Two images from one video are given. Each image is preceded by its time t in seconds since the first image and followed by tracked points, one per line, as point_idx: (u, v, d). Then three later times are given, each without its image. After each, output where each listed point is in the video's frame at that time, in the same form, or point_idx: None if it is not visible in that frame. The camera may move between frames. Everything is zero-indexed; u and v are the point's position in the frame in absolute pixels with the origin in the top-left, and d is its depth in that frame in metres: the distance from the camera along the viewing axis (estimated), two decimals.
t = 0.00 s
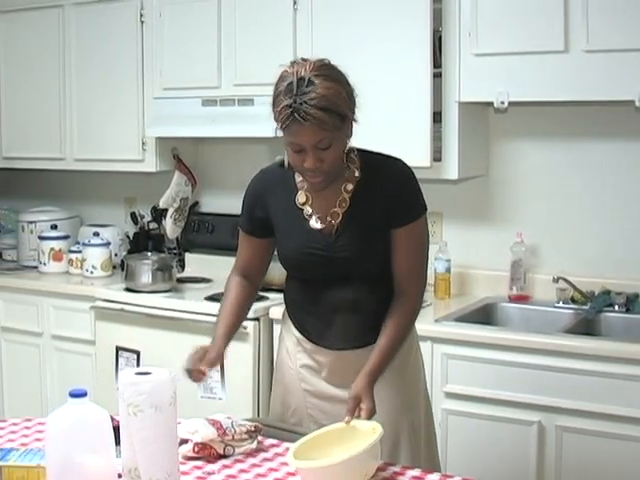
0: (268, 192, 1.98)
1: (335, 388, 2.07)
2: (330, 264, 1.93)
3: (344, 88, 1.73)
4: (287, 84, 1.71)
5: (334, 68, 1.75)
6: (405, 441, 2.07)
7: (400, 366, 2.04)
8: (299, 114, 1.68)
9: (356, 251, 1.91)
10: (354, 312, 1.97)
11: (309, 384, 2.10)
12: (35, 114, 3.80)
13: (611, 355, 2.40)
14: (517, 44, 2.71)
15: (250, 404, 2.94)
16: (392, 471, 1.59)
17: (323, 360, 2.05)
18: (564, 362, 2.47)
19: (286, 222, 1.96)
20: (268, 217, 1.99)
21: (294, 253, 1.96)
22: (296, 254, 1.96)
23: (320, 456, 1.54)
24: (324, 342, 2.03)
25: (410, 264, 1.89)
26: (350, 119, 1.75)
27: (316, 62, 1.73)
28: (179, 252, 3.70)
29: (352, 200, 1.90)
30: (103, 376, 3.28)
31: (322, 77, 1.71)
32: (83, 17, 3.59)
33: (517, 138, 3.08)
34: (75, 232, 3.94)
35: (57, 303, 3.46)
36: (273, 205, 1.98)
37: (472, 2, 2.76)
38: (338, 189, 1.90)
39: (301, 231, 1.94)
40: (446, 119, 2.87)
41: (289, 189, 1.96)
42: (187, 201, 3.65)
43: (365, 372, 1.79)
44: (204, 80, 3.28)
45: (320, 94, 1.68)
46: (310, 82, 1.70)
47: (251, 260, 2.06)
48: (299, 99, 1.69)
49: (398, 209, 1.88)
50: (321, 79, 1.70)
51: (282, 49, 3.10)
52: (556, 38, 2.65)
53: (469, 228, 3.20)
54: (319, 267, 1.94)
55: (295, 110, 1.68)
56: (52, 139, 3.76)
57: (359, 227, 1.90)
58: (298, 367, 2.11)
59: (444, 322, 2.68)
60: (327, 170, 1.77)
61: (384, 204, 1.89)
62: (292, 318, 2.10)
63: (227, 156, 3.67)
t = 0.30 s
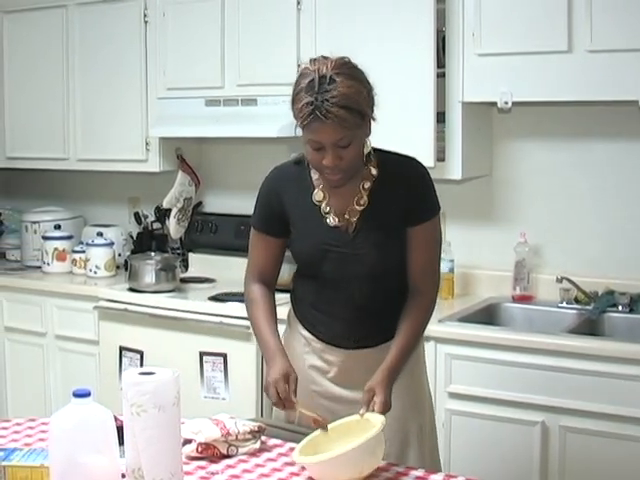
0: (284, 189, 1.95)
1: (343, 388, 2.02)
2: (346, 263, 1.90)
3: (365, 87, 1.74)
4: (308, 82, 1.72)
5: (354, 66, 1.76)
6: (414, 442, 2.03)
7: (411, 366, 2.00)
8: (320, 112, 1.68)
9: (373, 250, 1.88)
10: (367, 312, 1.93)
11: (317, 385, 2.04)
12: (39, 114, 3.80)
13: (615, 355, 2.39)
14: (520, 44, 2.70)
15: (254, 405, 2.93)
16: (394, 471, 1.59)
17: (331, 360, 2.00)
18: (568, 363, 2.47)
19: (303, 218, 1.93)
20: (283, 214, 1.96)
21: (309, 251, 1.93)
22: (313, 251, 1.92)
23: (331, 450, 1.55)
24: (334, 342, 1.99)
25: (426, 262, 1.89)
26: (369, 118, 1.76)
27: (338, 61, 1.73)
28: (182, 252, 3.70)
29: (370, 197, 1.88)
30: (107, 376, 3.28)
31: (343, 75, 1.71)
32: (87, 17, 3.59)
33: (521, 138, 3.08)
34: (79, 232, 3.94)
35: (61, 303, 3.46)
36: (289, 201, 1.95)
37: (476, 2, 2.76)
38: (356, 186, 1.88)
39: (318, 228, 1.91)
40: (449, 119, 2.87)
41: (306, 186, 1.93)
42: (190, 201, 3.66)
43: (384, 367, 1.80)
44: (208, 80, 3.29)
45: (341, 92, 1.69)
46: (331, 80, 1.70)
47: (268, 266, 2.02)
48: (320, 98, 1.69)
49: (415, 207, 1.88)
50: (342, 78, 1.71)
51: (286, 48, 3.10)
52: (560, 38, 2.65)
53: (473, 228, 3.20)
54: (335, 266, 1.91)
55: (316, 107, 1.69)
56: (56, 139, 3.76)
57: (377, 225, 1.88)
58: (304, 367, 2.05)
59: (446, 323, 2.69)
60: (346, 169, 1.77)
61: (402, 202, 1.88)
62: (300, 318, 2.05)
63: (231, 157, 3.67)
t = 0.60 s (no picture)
0: (296, 188, 1.94)
1: (350, 389, 2.01)
2: (357, 263, 1.88)
3: (378, 88, 1.73)
4: (320, 82, 1.72)
5: (368, 66, 1.75)
6: (421, 444, 2.01)
7: (417, 367, 1.99)
8: (333, 112, 1.68)
9: (384, 251, 1.87)
10: (375, 312, 1.93)
11: (323, 385, 2.03)
12: (42, 115, 3.80)
13: (618, 355, 2.39)
14: (522, 45, 2.71)
15: (256, 405, 2.93)
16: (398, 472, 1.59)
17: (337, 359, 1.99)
18: (571, 363, 2.46)
19: (314, 218, 1.92)
20: (294, 213, 1.95)
21: (319, 251, 1.91)
22: (322, 252, 1.91)
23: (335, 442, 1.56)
24: (341, 342, 1.98)
25: (434, 261, 1.90)
26: (381, 119, 1.76)
27: (351, 61, 1.73)
28: (185, 253, 3.71)
29: (383, 198, 1.88)
30: (109, 377, 3.28)
31: (356, 75, 1.71)
32: (90, 17, 3.59)
33: (523, 138, 3.08)
34: (81, 232, 3.94)
35: (64, 304, 3.46)
36: (300, 200, 1.93)
37: (479, 3, 2.76)
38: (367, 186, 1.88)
39: (330, 227, 1.90)
40: (452, 120, 2.87)
41: (318, 185, 1.92)
42: (193, 201, 3.66)
43: (389, 365, 1.80)
44: (211, 81, 3.29)
45: (354, 93, 1.69)
46: (344, 80, 1.70)
47: (274, 268, 1.99)
48: (332, 98, 1.69)
49: (425, 208, 1.88)
50: (354, 78, 1.70)
51: (288, 50, 3.10)
52: (563, 39, 2.65)
53: (474, 229, 3.20)
54: (344, 266, 1.90)
55: (328, 108, 1.69)
56: (58, 140, 3.76)
57: (387, 226, 1.88)
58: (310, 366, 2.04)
59: (448, 323, 2.69)
60: (357, 169, 1.77)
61: (413, 202, 1.88)
62: (307, 317, 2.04)
63: (233, 157, 3.67)
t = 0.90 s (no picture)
0: (301, 186, 1.94)
1: (352, 388, 2.01)
2: (360, 262, 1.88)
3: (382, 88, 1.73)
4: (324, 81, 1.72)
5: (373, 66, 1.75)
6: (425, 444, 2.00)
7: (421, 367, 1.99)
8: (336, 112, 1.68)
9: (388, 250, 1.88)
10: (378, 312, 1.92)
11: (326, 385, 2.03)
12: (42, 115, 3.80)
13: (618, 356, 2.39)
14: (522, 45, 2.71)
15: (257, 405, 2.93)
16: (399, 473, 1.59)
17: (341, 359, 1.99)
18: (572, 363, 2.46)
19: (319, 216, 1.92)
20: (299, 212, 1.95)
21: (323, 249, 1.91)
22: (326, 250, 1.91)
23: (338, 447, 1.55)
24: (344, 341, 1.98)
25: (437, 260, 1.91)
26: (385, 119, 1.75)
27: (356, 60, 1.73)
28: (185, 253, 3.71)
29: (387, 197, 1.88)
30: (110, 377, 3.28)
31: (360, 75, 1.71)
32: (90, 17, 3.59)
33: (524, 139, 3.08)
34: (82, 233, 3.94)
35: (64, 304, 3.46)
36: (305, 199, 1.93)
37: (479, 3, 2.76)
38: (372, 186, 1.88)
39: (334, 225, 1.90)
40: (452, 121, 2.88)
41: (323, 184, 1.92)
42: (193, 201, 3.65)
43: (391, 365, 1.81)
44: (211, 81, 3.29)
45: (357, 92, 1.69)
46: (347, 79, 1.70)
47: (282, 266, 1.98)
48: (336, 97, 1.69)
49: (430, 208, 1.89)
50: (358, 77, 1.70)
51: (289, 50, 3.10)
52: (564, 39, 2.65)
53: (475, 230, 3.20)
54: (348, 265, 1.90)
55: (331, 107, 1.69)
56: (59, 140, 3.76)
57: (392, 225, 1.88)
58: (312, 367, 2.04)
59: (448, 323, 2.69)
60: (360, 168, 1.77)
61: (418, 202, 1.88)
62: (310, 316, 2.04)
63: (234, 157, 3.67)
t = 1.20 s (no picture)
0: (301, 187, 1.94)
1: (352, 389, 2.01)
2: (360, 262, 1.89)
3: (381, 89, 1.73)
4: (323, 83, 1.72)
5: (372, 67, 1.76)
6: (426, 445, 2.00)
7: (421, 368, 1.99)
8: (334, 113, 1.68)
9: (388, 250, 1.87)
10: (379, 312, 1.93)
11: (326, 385, 2.03)
12: (42, 116, 3.80)
13: (617, 356, 2.39)
14: (522, 46, 2.71)
15: (256, 406, 2.93)
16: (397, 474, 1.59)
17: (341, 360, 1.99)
18: (571, 364, 2.46)
19: (318, 217, 1.92)
20: (298, 213, 1.95)
21: (323, 250, 1.91)
22: (326, 251, 1.91)
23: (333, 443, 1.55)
24: (344, 343, 1.98)
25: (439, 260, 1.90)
26: (385, 120, 1.75)
27: (354, 61, 1.73)
28: (185, 253, 3.71)
29: (387, 198, 1.88)
30: (109, 377, 3.28)
31: (358, 76, 1.71)
32: (90, 18, 3.59)
33: (523, 139, 3.08)
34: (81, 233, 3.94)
35: (64, 305, 3.46)
36: (304, 200, 1.93)
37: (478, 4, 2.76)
38: (371, 187, 1.88)
39: (333, 226, 1.90)
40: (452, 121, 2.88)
41: (322, 185, 1.92)
42: (193, 201, 3.65)
43: (395, 365, 1.79)
44: (211, 81, 3.29)
45: (356, 93, 1.69)
46: (346, 81, 1.70)
47: (281, 266, 1.99)
48: (334, 98, 1.69)
49: (431, 207, 1.88)
50: (356, 78, 1.70)
51: (288, 51, 3.10)
52: (563, 40, 2.65)
53: (474, 230, 3.20)
54: (348, 265, 1.90)
55: (330, 108, 1.69)
56: (59, 141, 3.76)
57: (392, 225, 1.88)
58: (313, 367, 2.04)
59: (448, 324, 2.69)
60: (360, 169, 1.77)
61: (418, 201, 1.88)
62: (310, 317, 2.04)
63: (233, 157, 3.67)
